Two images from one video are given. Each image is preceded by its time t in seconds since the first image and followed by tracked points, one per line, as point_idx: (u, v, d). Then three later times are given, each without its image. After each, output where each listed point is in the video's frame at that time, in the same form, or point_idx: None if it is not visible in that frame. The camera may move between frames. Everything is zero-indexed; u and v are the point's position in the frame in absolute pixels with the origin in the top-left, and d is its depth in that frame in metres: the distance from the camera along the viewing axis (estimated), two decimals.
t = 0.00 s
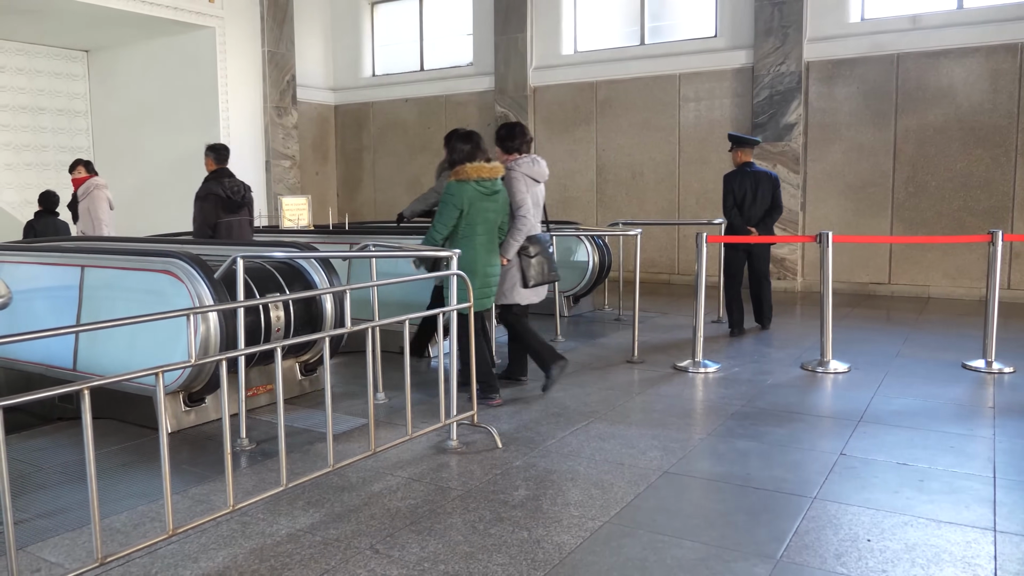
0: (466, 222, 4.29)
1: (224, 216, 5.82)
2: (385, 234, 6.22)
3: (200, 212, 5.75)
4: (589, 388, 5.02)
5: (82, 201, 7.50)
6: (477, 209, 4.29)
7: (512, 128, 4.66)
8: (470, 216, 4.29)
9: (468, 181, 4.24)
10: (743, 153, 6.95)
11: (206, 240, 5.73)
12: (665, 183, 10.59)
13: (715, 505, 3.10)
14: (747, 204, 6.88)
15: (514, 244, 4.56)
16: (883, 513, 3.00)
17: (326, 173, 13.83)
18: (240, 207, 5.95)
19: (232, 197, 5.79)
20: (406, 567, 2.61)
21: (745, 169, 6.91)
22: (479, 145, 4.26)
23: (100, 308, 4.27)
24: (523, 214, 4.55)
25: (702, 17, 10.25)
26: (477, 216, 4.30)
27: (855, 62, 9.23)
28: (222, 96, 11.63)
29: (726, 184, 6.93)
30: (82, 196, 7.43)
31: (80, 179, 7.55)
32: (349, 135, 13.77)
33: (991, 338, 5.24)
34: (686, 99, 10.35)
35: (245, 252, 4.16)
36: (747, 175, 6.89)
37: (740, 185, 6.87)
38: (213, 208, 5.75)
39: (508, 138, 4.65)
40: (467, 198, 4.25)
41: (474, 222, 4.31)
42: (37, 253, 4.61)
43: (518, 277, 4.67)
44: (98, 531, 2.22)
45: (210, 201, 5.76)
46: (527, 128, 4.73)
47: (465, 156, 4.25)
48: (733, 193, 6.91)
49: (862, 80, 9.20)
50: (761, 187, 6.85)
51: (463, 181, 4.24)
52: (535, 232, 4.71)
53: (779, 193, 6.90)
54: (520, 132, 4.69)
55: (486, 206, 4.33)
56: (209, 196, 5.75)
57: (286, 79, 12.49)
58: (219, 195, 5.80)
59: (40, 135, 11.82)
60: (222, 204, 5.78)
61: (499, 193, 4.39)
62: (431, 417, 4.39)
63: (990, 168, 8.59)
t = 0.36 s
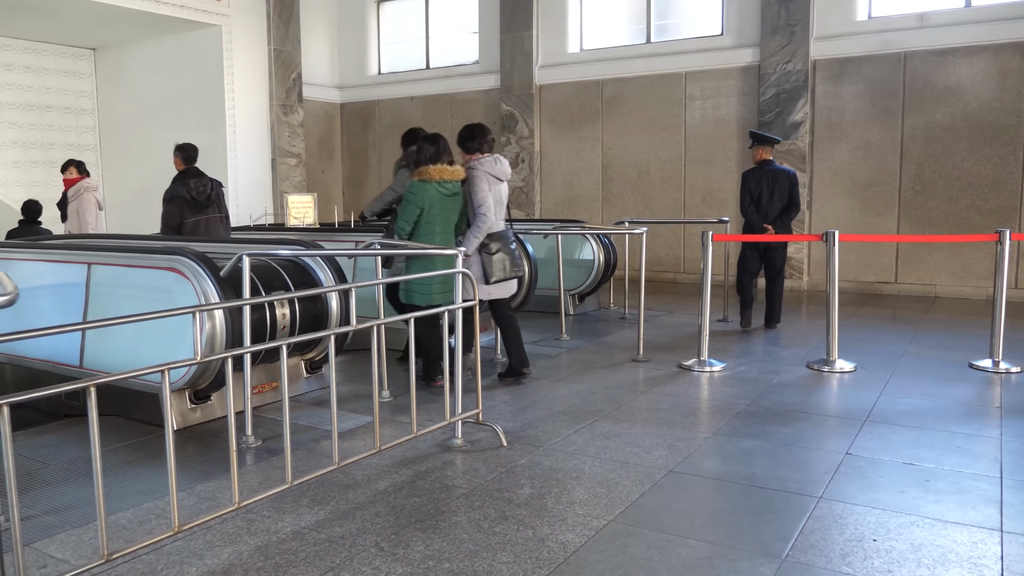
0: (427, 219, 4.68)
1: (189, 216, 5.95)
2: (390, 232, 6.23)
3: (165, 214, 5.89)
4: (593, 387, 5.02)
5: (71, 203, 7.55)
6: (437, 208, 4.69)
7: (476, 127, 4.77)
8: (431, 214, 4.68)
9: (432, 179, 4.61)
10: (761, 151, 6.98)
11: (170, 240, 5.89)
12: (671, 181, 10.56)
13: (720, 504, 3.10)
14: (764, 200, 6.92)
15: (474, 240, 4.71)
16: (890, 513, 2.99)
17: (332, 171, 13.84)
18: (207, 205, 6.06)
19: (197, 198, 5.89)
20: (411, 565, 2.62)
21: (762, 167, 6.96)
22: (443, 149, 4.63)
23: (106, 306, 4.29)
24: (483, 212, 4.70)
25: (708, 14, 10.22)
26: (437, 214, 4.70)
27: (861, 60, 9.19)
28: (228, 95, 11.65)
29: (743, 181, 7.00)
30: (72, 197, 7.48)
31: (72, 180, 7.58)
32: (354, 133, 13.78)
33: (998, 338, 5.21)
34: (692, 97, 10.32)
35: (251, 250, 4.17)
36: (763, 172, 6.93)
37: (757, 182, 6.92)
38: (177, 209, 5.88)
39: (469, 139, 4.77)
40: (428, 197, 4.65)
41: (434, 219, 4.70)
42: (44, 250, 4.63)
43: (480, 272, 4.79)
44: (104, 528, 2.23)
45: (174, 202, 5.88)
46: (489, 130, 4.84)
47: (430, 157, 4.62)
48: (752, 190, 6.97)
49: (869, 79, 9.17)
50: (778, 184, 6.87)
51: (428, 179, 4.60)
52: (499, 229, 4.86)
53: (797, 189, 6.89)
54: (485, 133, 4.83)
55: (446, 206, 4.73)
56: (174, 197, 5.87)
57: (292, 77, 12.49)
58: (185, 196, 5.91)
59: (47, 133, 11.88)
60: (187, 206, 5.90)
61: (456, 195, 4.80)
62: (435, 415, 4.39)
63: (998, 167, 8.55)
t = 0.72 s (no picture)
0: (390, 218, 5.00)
1: (173, 215, 6.20)
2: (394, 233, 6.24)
3: (149, 211, 6.14)
4: (596, 387, 5.02)
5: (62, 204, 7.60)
6: (400, 207, 5.02)
7: (437, 128, 5.02)
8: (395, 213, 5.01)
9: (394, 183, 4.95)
10: (767, 151, 6.97)
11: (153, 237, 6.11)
12: (675, 181, 10.56)
13: (724, 504, 3.10)
14: (767, 199, 6.92)
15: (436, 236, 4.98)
16: (894, 514, 2.98)
17: (336, 171, 13.86)
18: (191, 205, 6.30)
19: (182, 197, 6.14)
20: (414, 564, 2.62)
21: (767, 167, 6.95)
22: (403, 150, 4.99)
23: (111, 305, 4.30)
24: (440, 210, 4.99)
25: (712, 14, 10.21)
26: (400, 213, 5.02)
27: (866, 60, 9.17)
28: (233, 95, 11.67)
29: (747, 180, 7.01)
30: (63, 200, 7.53)
31: (65, 182, 7.65)
32: (359, 133, 13.79)
33: (1004, 338, 5.19)
34: (697, 97, 10.31)
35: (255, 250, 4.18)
36: (767, 172, 6.93)
37: (761, 181, 6.93)
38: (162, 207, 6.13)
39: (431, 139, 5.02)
40: (391, 196, 4.97)
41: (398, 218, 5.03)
42: (49, 249, 4.64)
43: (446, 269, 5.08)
44: (108, 527, 2.23)
45: (159, 200, 6.14)
46: (450, 129, 5.09)
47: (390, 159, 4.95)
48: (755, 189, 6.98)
49: (874, 78, 9.14)
50: (782, 184, 6.86)
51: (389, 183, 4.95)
52: (461, 226, 5.11)
53: (802, 188, 6.84)
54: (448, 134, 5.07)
55: (409, 205, 5.07)
56: (159, 195, 6.12)
57: (297, 77, 12.50)
58: (169, 195, 6.16)
59: (52, 132, 11.94)
60: (170, 204, 6.15)
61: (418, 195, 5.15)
62: (439, 415, 4.39)
63: (1004, 167, 8.52)
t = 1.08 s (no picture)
0: (346, 218, 5.10)
1: (166, 215, 6.36)
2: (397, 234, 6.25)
3: (143, 211, 6.27)
4: (599, 387, 5.02)
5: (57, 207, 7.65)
6: (355, 206, 5.11)
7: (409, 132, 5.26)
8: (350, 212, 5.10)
9: (348, 183, 5.05)
10: (758, 154, 6.96)
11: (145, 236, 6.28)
12: (678, 181, 10.55)
13: (727, 505, 3.10)
14: (762, 203, 6.91)
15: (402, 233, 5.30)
16: (898, 514, 2.98)
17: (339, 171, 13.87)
18: (183, 206, 6.46)
19: (175, 199, 6.30)
20: (418, 564, 2.62)
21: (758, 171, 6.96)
22: (359, 151, 5.03)
23: (114, 305, 4.31)
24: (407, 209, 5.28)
25: (716, 14, 10.19)
26: (355, 212, 5.12)
27: (870, 60, 9.16)
28: (237, 95, 11.70)
29: (741, 185, 6.98)
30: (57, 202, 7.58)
31: (62, 185, 7.72)
32: (362, 134, 13.81)
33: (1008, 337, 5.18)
34: (700, 97, 10.31)
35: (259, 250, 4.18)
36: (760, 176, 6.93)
37: (754, 186, 6.91)
38: (156, 207, 6.29)
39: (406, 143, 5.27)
40: (346, 197, 5.06)
41: (354, 217, 5.13)
42: (53, 249, 4.65)
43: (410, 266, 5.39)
44: (112, 527, 2.23)
45: (152, 201, 6.28)
46: (423, 134, 5.33)
47: (346, 160, 5.02)
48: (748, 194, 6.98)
49: (877, 79, 9.13)
50: (775, 186, 6.85)
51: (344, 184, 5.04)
52: (428, 226, 5.41)
53: (793, 190, 6.88)
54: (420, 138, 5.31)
55: (364, 204, 5.16)
56: (153, 196, 6.28)
57: (300, 77, 12.51)
58: (163, 196, 6.32)
59: (56, 133, 11.98)
60: (164, 205, 6.31)
61: (375, 193, 5.23)
62: (443, 415, 4.40)
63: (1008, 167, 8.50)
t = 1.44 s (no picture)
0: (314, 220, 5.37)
1: (149, 215, 6.57)
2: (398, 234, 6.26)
3: (126, 210, 6.47)
4: (600, 387, 5.02)
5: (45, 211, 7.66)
6: (324, 209, 5.38)
7: (375, 136, 5.41)
8: (319, 215, 5.36)
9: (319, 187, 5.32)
10: (748, 154, 7.01)
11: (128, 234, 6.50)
12: (680, 182, 10.54)
13: (729, 505, 3.09)
14: (765, 203, 6.97)
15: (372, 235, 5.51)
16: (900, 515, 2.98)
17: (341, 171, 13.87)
18: (167, 207, 6.67)
19: (158, 199, 6.53)
20: (419, 564, 2.62)
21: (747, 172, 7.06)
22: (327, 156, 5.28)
23: (116, 305, 4.31)
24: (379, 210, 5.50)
25: (718, 14, 10.19)
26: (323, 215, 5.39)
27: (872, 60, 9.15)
28: (239, 95, 11.70)
29: (743, 183, 6.94)
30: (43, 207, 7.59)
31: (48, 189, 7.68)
32: (364, 134, 13.82)
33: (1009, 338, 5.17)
34: (702, 97, 10.31)
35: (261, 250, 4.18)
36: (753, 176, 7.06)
37: (758, 184, 6.94)
38: (139, 208, 6.50)
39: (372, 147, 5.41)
40: (316, 200, 5.33)
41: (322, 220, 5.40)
42: (54, 249, 4.66)
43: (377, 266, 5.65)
44: (113, 527, 2.23)
45: (136, 200, 6.49)
46: (388, 137, 5.47)
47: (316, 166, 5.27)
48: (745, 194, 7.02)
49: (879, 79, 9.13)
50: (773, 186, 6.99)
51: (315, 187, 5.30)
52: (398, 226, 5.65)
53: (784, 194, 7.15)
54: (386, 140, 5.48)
55: (332, 207, 5.43)
56: (137, 197, 6.50)
57: (302, 77, 12.52)
58: (146, 197, 6.54)
59: (58, 133, 11.99)
60: (147, 205, 6.51)
61: (343, 197, 5.50)
62: (444, 415, 4.40)
63: (1010, 167, 8.50)
